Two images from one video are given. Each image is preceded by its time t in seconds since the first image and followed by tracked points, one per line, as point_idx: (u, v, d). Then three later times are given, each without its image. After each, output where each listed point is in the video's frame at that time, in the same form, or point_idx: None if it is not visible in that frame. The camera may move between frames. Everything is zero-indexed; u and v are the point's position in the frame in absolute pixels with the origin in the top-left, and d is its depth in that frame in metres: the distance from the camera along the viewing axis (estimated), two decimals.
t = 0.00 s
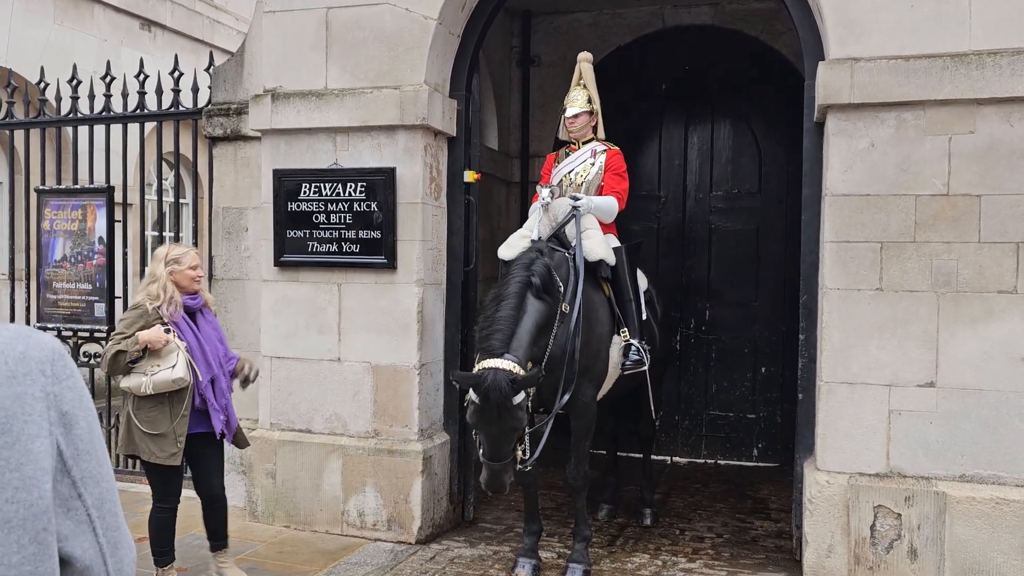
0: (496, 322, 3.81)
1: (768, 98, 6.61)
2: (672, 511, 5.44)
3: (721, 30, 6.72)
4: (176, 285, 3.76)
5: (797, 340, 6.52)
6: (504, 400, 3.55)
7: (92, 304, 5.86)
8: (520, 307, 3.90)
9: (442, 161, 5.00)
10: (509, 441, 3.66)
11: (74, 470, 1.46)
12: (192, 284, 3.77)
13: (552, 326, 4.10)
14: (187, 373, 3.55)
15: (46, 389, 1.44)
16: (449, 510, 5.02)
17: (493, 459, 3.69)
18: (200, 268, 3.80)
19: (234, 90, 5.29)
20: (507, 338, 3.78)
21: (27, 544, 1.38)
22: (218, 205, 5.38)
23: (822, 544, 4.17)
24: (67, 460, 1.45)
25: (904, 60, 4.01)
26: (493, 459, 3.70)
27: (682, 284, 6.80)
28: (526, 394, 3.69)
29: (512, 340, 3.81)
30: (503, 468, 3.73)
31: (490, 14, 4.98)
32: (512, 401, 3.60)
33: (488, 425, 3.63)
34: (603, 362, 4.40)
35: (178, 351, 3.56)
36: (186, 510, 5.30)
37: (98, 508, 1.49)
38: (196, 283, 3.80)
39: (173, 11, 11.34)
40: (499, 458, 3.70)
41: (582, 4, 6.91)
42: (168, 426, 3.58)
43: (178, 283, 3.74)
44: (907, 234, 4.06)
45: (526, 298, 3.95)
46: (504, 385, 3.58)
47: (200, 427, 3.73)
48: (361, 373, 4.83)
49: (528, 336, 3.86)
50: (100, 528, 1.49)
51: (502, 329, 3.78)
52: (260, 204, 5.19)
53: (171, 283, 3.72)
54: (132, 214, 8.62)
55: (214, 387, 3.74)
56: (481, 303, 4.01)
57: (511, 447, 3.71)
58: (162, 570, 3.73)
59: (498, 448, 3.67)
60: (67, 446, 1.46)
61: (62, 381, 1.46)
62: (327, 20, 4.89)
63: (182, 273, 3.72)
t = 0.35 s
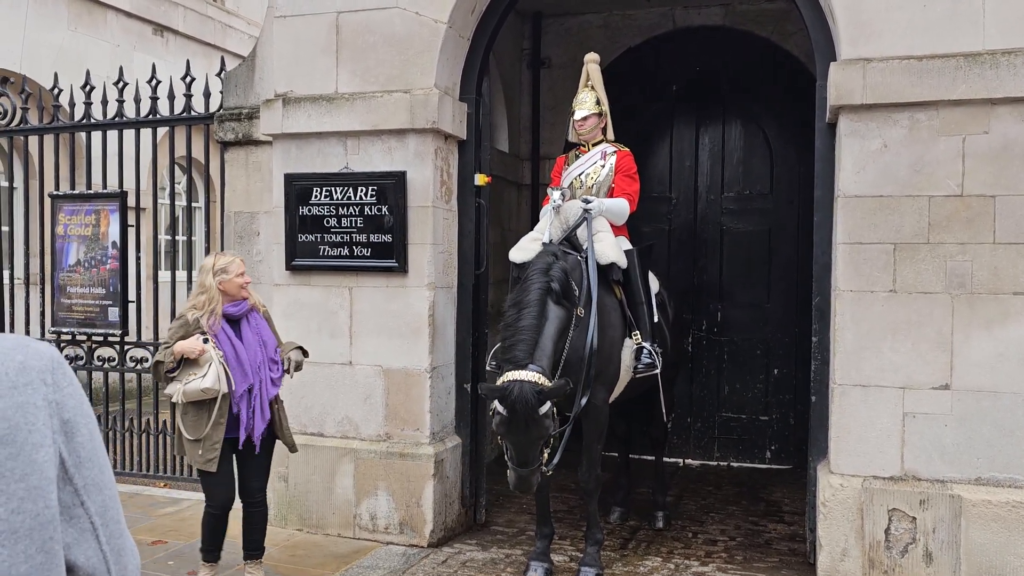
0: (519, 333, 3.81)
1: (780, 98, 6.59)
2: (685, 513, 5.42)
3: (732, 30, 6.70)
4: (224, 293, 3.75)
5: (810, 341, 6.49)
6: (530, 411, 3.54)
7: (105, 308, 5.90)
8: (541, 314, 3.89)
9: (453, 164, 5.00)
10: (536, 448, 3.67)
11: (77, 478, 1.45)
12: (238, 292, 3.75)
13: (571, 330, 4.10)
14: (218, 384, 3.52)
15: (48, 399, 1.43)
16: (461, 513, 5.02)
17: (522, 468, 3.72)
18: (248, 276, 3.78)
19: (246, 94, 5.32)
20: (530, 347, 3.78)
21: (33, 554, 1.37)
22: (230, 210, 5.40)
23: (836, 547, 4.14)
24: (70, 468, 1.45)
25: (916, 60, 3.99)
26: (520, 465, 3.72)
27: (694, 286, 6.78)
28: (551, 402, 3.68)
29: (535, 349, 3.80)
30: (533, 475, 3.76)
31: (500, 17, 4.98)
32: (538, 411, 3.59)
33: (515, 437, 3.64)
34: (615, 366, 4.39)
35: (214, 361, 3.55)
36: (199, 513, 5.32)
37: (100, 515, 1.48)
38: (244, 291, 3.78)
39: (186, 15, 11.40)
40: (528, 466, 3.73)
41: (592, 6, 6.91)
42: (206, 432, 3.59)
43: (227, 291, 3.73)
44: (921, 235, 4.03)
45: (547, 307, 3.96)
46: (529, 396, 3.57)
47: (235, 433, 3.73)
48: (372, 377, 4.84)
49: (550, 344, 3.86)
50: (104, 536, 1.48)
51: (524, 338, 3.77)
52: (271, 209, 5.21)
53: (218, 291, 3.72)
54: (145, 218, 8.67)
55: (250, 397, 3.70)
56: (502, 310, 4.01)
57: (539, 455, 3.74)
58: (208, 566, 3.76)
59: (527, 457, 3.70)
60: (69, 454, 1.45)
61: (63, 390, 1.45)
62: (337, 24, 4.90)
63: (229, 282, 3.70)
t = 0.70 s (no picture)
0: (517, 300, 3.81)
1: (789, 96, 6.56)
2: (695, 513, 5.40)
3: (741, 29, 6.67)
4: (250, 292, 3.77)
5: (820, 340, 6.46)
6: (526, 364, 3.51)
7: (116, 310, 5.93)
8: (542, 285, 3.89)
9: (461, 164, 5.00)
10: (541, 409, 3.60)
11: (70, 481, 1.47)
12: (265, 290, 3.77)
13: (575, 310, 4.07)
14: (245, 382, 3.55)
15: (39, 402, 1.45)
16: (470, 513, 5.02)
17: (532, 436, 3.65)
18: (273, 274, 3.80)
19: (254, 95, 5.33)
20: (528, 309, 3.77)
21: (26, 558, 1.40)
22: (239, 211, 5.41)
23: (847, 547, 4.12)
24: (63, 472, 1.47)
25: (926, 57, 3.96)
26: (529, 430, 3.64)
27: (703, 285, 6.76)
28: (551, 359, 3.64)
29: (534, 311, 3.79)
30: (543, 443, 3.68)
31: (507, 17, 4.97)
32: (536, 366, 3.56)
33: (519, 400, 3.58)
34: (625, 366, 4.38)
35: (242, 360, 3.57)
36: (209, 514, 5.34)
37: (95, 517, 1.50)
38: (270, 289, 3.80)
39: (195, 18, 11.45)
40: (538, 434, 3.65)
41: (600, 5, 6.90)
42: (236, 430, 3.62)
43: (253, 290, 3.75)
44: (931, 233, 4.00)
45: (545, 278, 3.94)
46: (525, 349, 3.54)
47: (264, 431, 3.75)
48: (381, 377, 4.85)
49: (551, 309, 3.83)
50: (99, 537, 1.51)
51: (522, 301, 3.77)
52: (280, 210, 5.22)
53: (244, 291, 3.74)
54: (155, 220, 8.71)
55: (278, 396, 3.72)
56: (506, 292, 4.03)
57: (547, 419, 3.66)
58: (244, 565, 3.83)
59: (535, 422, 3.62)
60: (62, 456, 1.47)
61: (54, 392, 1.47)
62: (345, 25, 4.91)
63: (255, 280, 3.73)
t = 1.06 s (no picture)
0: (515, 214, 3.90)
1: (794, 92, 6.53)
2: (700, 510, 5.39)
3: (746, 24, 6.65)
4: (263, 288, 3.76)
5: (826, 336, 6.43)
6: (521, 243, 3.54)
7: (122, 307, 5.94)
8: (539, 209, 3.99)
9: (465, 161, 5.00)
10: (533, 298, 3.55)
11: (56, 478, 1.49)
12: (277, 287, 3.77)
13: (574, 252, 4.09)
14: (255, 377, 3.56)
15: (21, 398, 1.46)
16: (475, 510, 5.02)
17: (524, 326, 3.54)
18: (285, 271, 3.79)
19: (258, 93, 5.33)
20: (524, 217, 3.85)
21: (12, 558, 1.41)
22: (244, 208, 5.42)
23: (852, 544, 4.11)
24: (48, 469, 1.48)
25: (931, 51, 3.94)
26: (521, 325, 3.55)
27: (708, 281, 6.74)
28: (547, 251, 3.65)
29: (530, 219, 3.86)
30: (536, 339, 3.55)
31: (511, 12, 4.96)
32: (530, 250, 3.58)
33: (513, 283, 3.54)
34: (631, 362, 4.37)
35: (253, 356, 3.58)
36: (215, 510, 5.35)
37: (82, 514, 1.51)
38: (282, 286, 3.79)
39: (200, 16, 11.46)
40: (531, 325, 3.54)
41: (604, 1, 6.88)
42: (244, 426, 3.62)
43: (265, 286, 3.74)
44: (937, 229, 3.98)
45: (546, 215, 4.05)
46: (519, 233, 3.60)
47: (271, 428, 3.75)
48: (385, 374, 4.85)
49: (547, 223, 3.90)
50: (87, 534, 1.52)
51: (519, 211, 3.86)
52: (284, 207, 5.22)
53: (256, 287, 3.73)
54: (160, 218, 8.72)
55: (286, 391, 3.72)
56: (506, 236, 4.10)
57: (540, 311, 3.58)
58: (248, 561, 3.82)
59: (528, 310, 3.54)
60: (47, 454, 1.48)
61: (37, 389, 1.48)
62: (349, 22, 4.90)
63: (267, 277, 3.72)
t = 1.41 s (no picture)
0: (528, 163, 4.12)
1: (794, 86, 6.51)
2: (700, 505, 5.39)
3: (746, 18, 6.63)
4: (263, 284, 3.76)
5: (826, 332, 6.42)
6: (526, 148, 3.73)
7: (121, 304, 5.94)
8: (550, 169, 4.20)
9: (464, 157, 4.99)
10: (525, 199, 3.63)
11: (35, 473, 1.48)
12: (276, 283, 3.75)
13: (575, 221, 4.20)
14: (255, 372, 3.54)
15: None
16: (475, 505, 5.02)
17: (506, 217, 3.58)
18: (285, 267, 3.79)
19: (257, 89, 5.32)
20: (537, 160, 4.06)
21: None
22: (243, 205, 5.41)
23: (852, 539, 4.10)
24: (27, 464, 1.47)
25: (931, 45, 3.93)
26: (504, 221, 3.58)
27: (709, 277, 6.74)
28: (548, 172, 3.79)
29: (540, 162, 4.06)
30: (514, 232, 3.56)
31: (510, 7, 4.95)
32: (533, 159, 3.74)
33: (508, 182, 3.66)
34: (630, 357, 4.36)
35: (252, 353, 3.57)
36: (215, 506, 5.36)
37: (62, 509, 1.51)
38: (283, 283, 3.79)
39: (200, 12, 11.45)
40: (513, 218, 3.58)
41: None
42: (243, 423, 3.62)
43: (264, 282, 3.73)
44: (936, 224, 3.97)
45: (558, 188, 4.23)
46: (528, 148, 3.81)
47: (270, 425, 3.74)
48: (385, 370, 4.85)
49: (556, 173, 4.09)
50: (67, 529, 1.52)
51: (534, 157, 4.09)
52: (283, 203, 5.22)
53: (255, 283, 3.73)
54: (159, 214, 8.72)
55: (285, 388, 3.71)
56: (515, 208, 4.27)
57: (524, 214, 3.62)
58: (248, 558, 3.81)
59: (514, 207, 3.61)
60: (26, 449, 1.47)
61: (15, 382, 1.47)
62: (347, 17, 4.89)
63: (266, 273, 3.71)
